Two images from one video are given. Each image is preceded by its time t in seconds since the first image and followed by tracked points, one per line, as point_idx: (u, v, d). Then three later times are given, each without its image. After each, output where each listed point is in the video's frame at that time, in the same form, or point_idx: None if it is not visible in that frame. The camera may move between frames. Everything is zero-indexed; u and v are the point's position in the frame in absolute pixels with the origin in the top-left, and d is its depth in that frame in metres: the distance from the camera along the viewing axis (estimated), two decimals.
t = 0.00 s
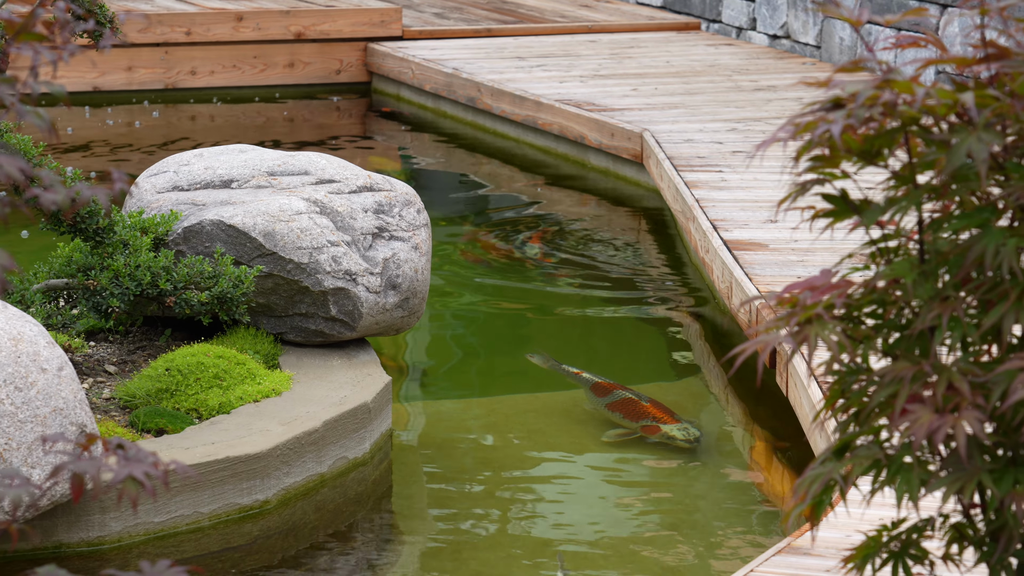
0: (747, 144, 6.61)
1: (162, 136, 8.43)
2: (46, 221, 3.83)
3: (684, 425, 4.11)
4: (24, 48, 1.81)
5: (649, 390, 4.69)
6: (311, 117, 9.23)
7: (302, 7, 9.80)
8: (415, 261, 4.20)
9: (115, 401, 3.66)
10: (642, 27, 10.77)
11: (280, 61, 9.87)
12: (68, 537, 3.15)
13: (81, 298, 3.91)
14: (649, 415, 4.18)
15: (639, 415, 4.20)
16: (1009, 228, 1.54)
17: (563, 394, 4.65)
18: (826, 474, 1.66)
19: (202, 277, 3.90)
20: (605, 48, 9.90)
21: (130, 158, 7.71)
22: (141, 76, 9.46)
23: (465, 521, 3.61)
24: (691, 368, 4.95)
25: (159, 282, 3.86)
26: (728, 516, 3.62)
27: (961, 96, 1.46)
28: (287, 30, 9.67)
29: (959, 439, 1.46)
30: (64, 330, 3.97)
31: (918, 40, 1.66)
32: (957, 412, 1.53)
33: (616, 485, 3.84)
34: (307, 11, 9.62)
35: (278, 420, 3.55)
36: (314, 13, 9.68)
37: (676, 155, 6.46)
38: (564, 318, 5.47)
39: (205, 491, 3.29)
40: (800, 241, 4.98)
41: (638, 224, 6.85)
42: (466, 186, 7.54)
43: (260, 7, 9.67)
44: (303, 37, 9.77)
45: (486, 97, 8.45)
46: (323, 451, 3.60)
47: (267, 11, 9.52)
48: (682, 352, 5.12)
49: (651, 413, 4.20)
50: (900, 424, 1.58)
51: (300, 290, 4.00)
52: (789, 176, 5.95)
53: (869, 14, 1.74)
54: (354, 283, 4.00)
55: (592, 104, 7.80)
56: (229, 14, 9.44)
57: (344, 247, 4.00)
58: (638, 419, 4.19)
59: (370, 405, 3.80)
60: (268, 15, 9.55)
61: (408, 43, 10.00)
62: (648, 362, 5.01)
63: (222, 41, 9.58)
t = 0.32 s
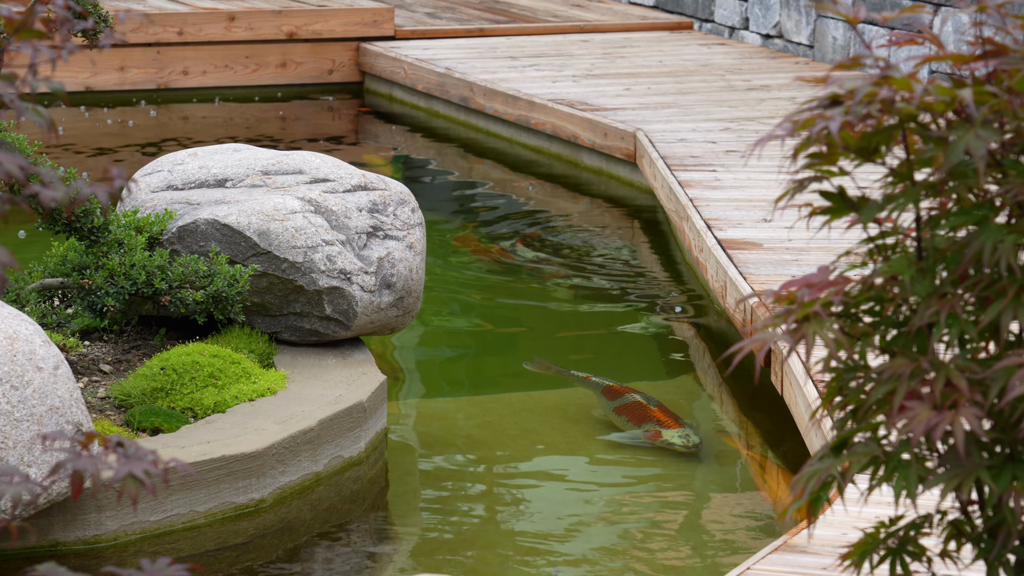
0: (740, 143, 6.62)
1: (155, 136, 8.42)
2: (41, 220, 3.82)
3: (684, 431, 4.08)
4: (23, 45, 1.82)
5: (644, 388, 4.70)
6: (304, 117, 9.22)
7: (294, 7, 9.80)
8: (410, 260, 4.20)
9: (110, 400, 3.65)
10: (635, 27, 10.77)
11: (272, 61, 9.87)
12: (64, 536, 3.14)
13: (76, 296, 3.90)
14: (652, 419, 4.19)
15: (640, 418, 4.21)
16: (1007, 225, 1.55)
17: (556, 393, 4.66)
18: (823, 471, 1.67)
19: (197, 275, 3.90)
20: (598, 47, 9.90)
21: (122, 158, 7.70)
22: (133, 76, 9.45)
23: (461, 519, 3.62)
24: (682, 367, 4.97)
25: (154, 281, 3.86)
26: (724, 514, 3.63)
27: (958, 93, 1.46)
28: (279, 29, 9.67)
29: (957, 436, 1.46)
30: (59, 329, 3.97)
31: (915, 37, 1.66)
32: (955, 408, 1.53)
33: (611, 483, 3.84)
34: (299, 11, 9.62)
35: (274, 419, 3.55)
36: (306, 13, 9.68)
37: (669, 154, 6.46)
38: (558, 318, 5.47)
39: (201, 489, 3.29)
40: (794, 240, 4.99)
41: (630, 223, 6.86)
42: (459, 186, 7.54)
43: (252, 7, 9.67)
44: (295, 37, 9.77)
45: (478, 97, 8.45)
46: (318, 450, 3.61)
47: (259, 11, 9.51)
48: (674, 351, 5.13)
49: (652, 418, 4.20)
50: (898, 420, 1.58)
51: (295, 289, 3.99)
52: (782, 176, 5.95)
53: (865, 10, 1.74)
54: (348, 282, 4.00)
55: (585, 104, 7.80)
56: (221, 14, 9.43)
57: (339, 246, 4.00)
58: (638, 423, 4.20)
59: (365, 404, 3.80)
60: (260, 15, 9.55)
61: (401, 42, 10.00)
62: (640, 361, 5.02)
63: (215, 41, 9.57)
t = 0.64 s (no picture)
0: (733, 142, 6.62)
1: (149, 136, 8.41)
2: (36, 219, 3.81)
3: (691, 435, 4.07)
4: (22, 45, 1.81)
5: (639, 387, 4.70)
6: (297, 117, 9.19)
7: (286, 7, 9.79)
8: (405, 260, 4.20)
9: (106, 399, 3.65)
10: (628, 26, 10.77)
11: (265, 60, 9.85)
12: (61, 535, 3.14)
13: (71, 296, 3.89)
14: (657, 423, 4.15)
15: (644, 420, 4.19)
16: (1005, 222, 1.55)
17: (551, 392, 4.67)
18: (822, 468, 1.67)
19: (193, 274, 3.90)
20: (591, 47, 9.90)
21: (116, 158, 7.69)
22: (126, 76, 9.44)
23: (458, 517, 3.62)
24: (676, 363, 4.98)
25: (150, 280, 3.85)
26: (721, 512, 3.63)
27: (958, 90, 1.46)
28: (272, 29, 9.66)
29: (956, 432, 1.46)
30: (54, 328, 3.96)
31: (912, 35, 1.65)
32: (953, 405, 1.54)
33: (608, 481, 3.84)
34: (292, 11, 9.62)
35: (271, 418, 3.55)
36: (299, 13, 9.68)
37: (663, 153, 6.46)
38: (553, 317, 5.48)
39: (197, 488, 3.29)
40: (789, 238, 4.99)
41: (624, 223, 6.86)
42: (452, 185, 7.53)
43: (245, 7, 9.66)
44: (289, 37, 9.77)
45: (472, 96, 8.45)
46: (314, 449, 3.61)
47: (253, 11, 9.51)
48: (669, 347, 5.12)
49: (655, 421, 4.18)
50: (897, 417, 1.59)
51: (290, 288, 3.99)
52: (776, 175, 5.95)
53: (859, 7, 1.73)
54: (344, 281, 4.00)
55: (579, 103, 7.80)
56: (214, 13, 9.42)
57: (334, 245, 3.99)
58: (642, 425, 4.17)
59: (361, 403, 3.81)
60: (253, 14, 9.54)
61: (394, 42, 9.99)
62: (634, 358, 5.02)
63: (208, 41, 9.56)
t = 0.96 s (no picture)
0: (727, 141, 6.62)
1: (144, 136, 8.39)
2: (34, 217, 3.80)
3: (694, 436, 4.02)
4: (22, 44, 1.81)
5: (635, 384, 4.70)
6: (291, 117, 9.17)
7: (280, 6, 9.79)
8: (401, 258, 4.21)
9: (103, 398, 3.64)
10: (622, 26, 10.78)
11: (260, 60, 9.84)
12: (58, 533, 3.14)
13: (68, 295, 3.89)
14: (661, 427, 4.08)
15: (649, 424, 4.11)
16: (1004, 219, 1.55)
17: (547, 390, 4.67)
18: (821, 466, 1.67)
19: (189, 273, 3.89)
20: (586, 46, 9.90)
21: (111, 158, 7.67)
22: (121, 75, 9.42)
23: (450, 515, 3.63)
24: (670, 360, 4.98)
25: (146, 279, 3.85)
26: (718, 509, 3.63)
27: (958, 87, 1.46)
28: (266, 29, 9.67)
29: (957, 428, 1.46)
30: (51, 328, 3.96)
31: (911, 32, 1.65)
32: (954, 402, 1.53)
33: (604, 479, 3.85)
34: (285, 10, 9.62)
35: (266, 416, 3.55)
36: (293, 12, 9.68)
37: (657, 152, 6.46)
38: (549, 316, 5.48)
39: (195, 486, 3.30)
40: (784, 237, 4.99)
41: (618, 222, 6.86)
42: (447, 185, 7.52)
43: (239, 7, 9.66)
44: (283, 36, 9.76)
45: (467, 95, 8.44)
46: (311, 448, 3.60)
47: (246, 11, 9.51)
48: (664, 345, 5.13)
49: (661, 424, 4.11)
50: (895, 413, 1.59)
51: (286, 287, 3.99)
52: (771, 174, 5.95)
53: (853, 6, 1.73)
54: (340, 280, 4.00)
55: (573, 102, 7.79)
56: (209, 13, 9.41)
57: (330, 244, 3.99)
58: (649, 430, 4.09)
59: (358, 402, 3.81)
60: (247, 14, 9.55)
61: (388, 41, 9.99)
62: (629, 356, 5.02)
63: (202, 40, 9.55)
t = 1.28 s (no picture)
0: (722, 141, 6.62)
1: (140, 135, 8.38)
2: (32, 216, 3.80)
3: (693, 440, 3.96)
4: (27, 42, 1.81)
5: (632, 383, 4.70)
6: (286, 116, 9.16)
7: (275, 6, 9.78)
8: (399, 257, 4.20)
9: (101, 398, 3.64)
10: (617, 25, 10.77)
11: (255, 59, 9.83)
12: (56, 533, 3.14)
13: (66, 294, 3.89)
14: (663, 429, 4.06)
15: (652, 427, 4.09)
16: (1004, 217, 1.55)
17: (543, 389, 4.68)
18: (822, 464, 1.66)
19: (187, 272, 3.90)
20: (581, 45, 9.89)
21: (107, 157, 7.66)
22: (116, 74, 9.41)
23: (450, 513, 3.63)
24: (665, 356, 4.98)
25: (144, 278, 3.85)
26: (718, 506, 3.63)
27: (959, 84, 1.46)
28: (261, 28, 9.66)
29: (959, 425, 1.46)
30: (49, 327, 3.96)
31: (911, 31, 1.65)
32: (955, 399, 1.53)
33: (603, 478, 3.85)
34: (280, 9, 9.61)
35: (264, 415, 3.55)
36: (288, 12, 9.67)
37: (653, 151, 6.46)
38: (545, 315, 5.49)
39: (193, 485, 3.30)
40: (781, 236, 4.99)
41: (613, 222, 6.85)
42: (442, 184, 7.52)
43: (234, 6, 9.65)
44: (278, 35, 9.75)
45: (462, 95, 8.44)
46: (309, 446, 3.61)
47: (241, 10, 9.50)
48: (659, 344, 5.13)
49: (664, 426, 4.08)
50: (895, 411, 1.59)
51: (284, 286, 3.99)
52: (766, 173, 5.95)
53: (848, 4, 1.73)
54: (338, 278, 3.99)
55: (569, 101, 7.79)
56: (204, 12, 9.39)
57: (328, 242, 3.99)
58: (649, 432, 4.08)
59: (356, 401, 3.81)
60: (242, 14, 9.54)
61: (383, 41, 9.98)
62: (626, 356, 5.02)
63: (197, 40, 9.54)
